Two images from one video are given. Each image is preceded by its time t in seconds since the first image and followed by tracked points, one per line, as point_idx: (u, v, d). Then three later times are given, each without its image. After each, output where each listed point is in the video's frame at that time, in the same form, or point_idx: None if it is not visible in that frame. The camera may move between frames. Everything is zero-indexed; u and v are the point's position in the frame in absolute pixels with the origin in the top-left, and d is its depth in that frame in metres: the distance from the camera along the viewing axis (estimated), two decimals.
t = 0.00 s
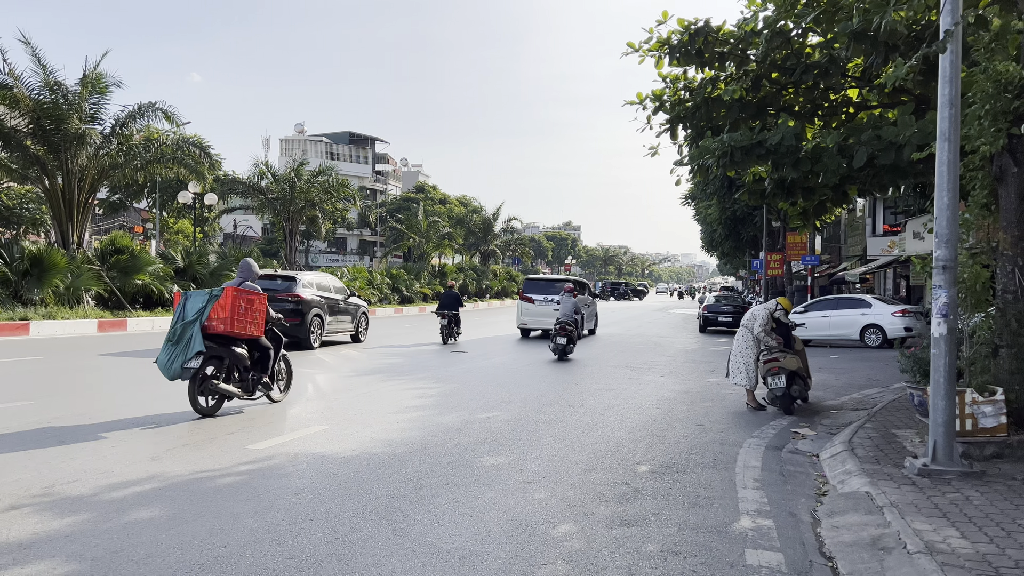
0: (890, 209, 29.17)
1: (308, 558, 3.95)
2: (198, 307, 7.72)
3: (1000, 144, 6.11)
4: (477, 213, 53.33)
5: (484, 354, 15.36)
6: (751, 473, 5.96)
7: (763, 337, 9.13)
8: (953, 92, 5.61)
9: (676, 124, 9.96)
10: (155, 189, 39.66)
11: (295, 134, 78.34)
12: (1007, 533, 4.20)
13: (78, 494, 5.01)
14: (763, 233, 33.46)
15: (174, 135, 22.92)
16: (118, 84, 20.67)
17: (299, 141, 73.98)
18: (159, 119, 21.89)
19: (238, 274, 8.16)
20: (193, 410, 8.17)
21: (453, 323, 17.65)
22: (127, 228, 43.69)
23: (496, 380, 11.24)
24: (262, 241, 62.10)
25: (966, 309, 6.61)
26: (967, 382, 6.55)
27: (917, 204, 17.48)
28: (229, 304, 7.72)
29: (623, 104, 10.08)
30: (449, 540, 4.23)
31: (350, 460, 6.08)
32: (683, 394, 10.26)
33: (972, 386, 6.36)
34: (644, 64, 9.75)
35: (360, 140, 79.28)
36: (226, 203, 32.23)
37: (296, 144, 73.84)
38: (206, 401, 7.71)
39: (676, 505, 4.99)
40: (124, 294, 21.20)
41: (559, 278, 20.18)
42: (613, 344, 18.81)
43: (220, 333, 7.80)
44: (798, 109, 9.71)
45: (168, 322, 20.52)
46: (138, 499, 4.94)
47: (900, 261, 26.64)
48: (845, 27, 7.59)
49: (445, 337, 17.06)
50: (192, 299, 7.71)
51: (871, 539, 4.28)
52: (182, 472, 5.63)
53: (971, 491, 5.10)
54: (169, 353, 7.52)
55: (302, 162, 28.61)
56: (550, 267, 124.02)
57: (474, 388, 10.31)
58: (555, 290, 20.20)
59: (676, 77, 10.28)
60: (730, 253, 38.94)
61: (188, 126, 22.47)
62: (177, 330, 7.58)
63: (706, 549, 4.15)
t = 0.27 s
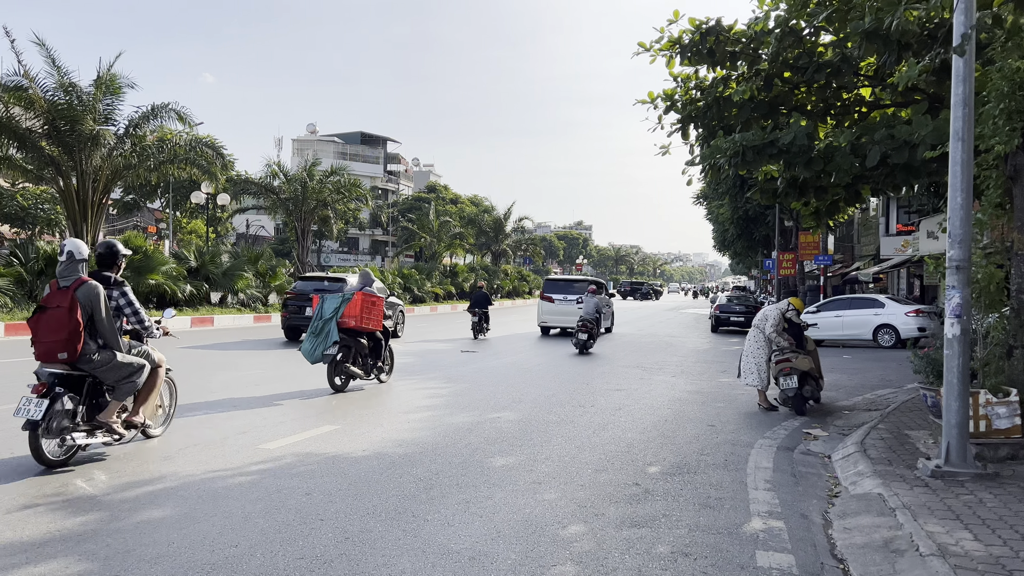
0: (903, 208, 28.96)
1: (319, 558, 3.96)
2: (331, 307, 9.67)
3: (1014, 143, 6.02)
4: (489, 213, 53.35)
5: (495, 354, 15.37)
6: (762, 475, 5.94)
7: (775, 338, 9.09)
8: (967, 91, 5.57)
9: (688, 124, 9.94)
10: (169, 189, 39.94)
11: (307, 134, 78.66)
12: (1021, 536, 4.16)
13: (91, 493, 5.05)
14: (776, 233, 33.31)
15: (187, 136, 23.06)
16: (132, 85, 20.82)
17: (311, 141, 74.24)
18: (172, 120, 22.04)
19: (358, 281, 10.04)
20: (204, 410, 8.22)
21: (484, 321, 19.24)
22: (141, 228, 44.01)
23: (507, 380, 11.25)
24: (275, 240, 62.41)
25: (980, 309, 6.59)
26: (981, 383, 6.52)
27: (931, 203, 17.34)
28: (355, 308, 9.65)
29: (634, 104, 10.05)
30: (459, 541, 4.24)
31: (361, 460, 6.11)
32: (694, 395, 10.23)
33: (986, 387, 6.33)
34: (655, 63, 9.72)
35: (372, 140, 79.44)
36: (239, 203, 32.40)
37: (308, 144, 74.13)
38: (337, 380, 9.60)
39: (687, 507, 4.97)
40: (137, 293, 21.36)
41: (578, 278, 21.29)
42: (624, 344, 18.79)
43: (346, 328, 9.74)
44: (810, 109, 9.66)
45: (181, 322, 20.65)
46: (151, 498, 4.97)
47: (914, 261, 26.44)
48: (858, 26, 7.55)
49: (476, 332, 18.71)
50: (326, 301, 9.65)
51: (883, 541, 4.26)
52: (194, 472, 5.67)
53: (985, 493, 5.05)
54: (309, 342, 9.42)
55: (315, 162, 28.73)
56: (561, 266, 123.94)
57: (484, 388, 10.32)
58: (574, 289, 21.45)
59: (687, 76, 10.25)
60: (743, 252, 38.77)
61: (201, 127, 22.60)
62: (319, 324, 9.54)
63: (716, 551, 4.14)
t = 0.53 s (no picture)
0: (912, 207, 28.83)
1: (327, 558, 3.98)
2: (417, 306, 11.53)
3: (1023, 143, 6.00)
4: (496, 212, 53.37)
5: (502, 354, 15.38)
6: (770, 475, 5.92)
7: (783, 337, 9.07)
8: (976, 90, 5.56)
9: (696, 123, 9.93)
10: (178, 189, 40.10)
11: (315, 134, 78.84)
12: None
13: (101, 492, 5.09)
14: (784, 232, 33.20)
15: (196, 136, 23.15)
16: (141, 86, 20.93)
17: (318, 141, 74.39)
18: (181, 120, 22.15)
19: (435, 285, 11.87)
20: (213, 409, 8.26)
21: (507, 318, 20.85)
22: (150, 228, 44.22)
23: (514, 379, 11.26)
24: (282, 240, 62.59)
25: (989, 310, 6.44)
26: (990, 383, 6.48)
27: (941, 202, 17.25)
28: (438, 305, 11.50)
29: (641, 102, 10.04)
30: (466, 540, 4.25)
31: (369, 460, 6.13)
32: (702, 395, 10.22)
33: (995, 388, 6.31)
34: (662, 62, 9.72)
35: (380, 140, 79.58)
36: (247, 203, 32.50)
37: (315, 144, 74.28)
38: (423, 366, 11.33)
39: (695, 507, 4.97)
40: (146, 293, 21.48)
41: (591, 277, 22.34)
42: (631, 343, 18.78)
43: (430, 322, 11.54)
44: (819, 108, 9.64)
45: (190, 321, 20.74)
46: (160, 497, 5.00)
47: (923, 260, 26.31)
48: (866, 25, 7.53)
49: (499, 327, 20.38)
50: (413, 300, 11.48)
51: (891, 542, 4.25)
52: (203, 471, 5.69)
53: (995, 494, 5.03)
54: (400, 334, 11.16)
55: (322, 162, 28.81)
56: (568, 266, 123.86)
57: (491, 388, 10.33)
58: (587, 288, 22.55)
59: (695, 75, 10.24)
60: (751, 252, 38.68)
61: (209, 127, 22.69)
62: (407, 320, 11.35)
63: (724, 551, 4.13)
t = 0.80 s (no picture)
0: (915, 206, 28.79)
1: (330, 554, 3.99)
2: (474, 305, 13.26)
3: None
4: (498, 211, 53.37)
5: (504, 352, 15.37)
6: (773, 473, 5.92)
7: (785, 336, 9.06)
8: (980, 87, 5.54)
9: (698, 121, 9.93)
10: (180, 189, 40.13)
11: (317, 133, 78.86)
12: None
13: (103, 489, 5.09)
14: (786, 231, 33.17)
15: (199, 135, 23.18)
16: (144, 85, 20.96)
17: (321, 140, 74.43)
18: (184, 119, 22.17)
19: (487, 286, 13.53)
20: (216, 408, 8.27)
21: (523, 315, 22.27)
22: (153, 227, 44.27)
23: (517, 378, 11.27)
24: (285, 239, 62.64)
25: (993, 306, 6.50)
26: (993, 381, 6.49)
27: (943, 201, 17.23)
28: (494, 303, 13.17)
29: (644, 101, 10.03)
30: (469, 537, 4.25)
31: (372, 457, 6.14)
32: (704, 393, 10.22)
33: (998, 386, 6.30)
34: (665, 60, 9.71)
35: (382, 139, 79.61)
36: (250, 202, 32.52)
37: (318, 143, 74.33)
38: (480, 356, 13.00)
39: (698, 504, 4.97)
40: (149, 292, 21.52)
41: (598, 277, 23.70)
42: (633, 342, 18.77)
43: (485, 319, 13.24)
44: (822, 106, 9.63)
45: (193, 320, 20.78)
46: (163, 494, 5.01)
47: (926, 259, 26.27)
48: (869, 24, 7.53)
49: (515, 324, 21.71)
50: (471, 299, 13.23)
51: (894, 539, 4.25)
52: (206, 468, 5.70)
53: (997, 492, 5.03)
54: (461, 327, 12.85)
55: (325, 161, 28.83)
56: (570, 265, 123.87)
57: (493, 386, 10.33)
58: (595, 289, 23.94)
59: (698, 73, 10.23)
60: (753, 251, 38.65)
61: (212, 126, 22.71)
62: (466, 317, 13.06)
63: (727, 548, 4.13)
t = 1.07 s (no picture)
0: (913, 205, 28.79)
1: (325, 554, 3.98)
2: (512, 304, 14.76)
3: None
4: (496, 210, 53.34)
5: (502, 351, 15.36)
6: (771, 472, 5.92)
7: (783, 335, 9.05)
8: (977, 86, 5.53)
9: (696, 120, 9.92)
10: (178, 187, 40.07)
11: (315, 132, 78.75)
12: None
13: (99, 488, 5.08)
14: (784, 230, 33.18)
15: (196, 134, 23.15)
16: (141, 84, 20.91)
17: (319, 139, 74.36)
18: (181, 118, 22.13)
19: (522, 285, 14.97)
20: (213, 407, 8.25)
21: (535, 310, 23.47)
22: (151, 226, 44.20)
23: (515, 377, 11.26)
24: (283, 238, 62.57)
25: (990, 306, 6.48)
26: (991, 380, 6.47)
27: (941, 200, 17.23)
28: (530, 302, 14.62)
29: (642, 99, 10.02)
30: (466, 536, 4.24)
31: (368, 456, 6.13)
32: (702, 392, 10.21)
33: (996, 385, 6.30)
34: (663, 59, 9.70)
35: (381, 138, 79.57)
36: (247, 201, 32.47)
37: (316, 142, 74.25)
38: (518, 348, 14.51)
39: (695, 503, 4.96)
40: (146, 290, 21.49)
41: (602, 277, 24.50)
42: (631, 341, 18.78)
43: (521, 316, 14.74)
44: (820, 105, 9.62)
45: (190, 318, 20.75)
46: (158, 494, 5.00)
47: (924, 258, 26.29)
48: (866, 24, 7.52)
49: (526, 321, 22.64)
50: (509, 298, 14.74)
51: (891, 538, 4.24)
52: (202, 468, 5.68)
53: (995, 490, 5.03)
54: (500, 323, 14.35)
55: (323, 160, 28.79)
56: (568, 264, 123.92)
57: (491, 385, 10.32)
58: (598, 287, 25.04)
59: (696, 72, 10.22)
60: (751, 250, 38.65)
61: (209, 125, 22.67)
62: (505, 314, 14.53)
63: (723, 547, 4.12)
